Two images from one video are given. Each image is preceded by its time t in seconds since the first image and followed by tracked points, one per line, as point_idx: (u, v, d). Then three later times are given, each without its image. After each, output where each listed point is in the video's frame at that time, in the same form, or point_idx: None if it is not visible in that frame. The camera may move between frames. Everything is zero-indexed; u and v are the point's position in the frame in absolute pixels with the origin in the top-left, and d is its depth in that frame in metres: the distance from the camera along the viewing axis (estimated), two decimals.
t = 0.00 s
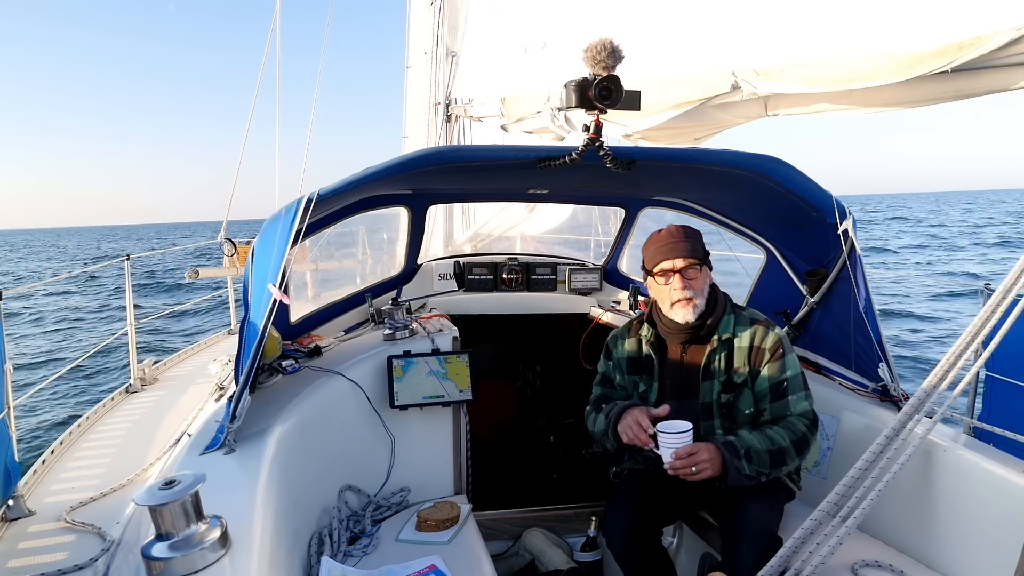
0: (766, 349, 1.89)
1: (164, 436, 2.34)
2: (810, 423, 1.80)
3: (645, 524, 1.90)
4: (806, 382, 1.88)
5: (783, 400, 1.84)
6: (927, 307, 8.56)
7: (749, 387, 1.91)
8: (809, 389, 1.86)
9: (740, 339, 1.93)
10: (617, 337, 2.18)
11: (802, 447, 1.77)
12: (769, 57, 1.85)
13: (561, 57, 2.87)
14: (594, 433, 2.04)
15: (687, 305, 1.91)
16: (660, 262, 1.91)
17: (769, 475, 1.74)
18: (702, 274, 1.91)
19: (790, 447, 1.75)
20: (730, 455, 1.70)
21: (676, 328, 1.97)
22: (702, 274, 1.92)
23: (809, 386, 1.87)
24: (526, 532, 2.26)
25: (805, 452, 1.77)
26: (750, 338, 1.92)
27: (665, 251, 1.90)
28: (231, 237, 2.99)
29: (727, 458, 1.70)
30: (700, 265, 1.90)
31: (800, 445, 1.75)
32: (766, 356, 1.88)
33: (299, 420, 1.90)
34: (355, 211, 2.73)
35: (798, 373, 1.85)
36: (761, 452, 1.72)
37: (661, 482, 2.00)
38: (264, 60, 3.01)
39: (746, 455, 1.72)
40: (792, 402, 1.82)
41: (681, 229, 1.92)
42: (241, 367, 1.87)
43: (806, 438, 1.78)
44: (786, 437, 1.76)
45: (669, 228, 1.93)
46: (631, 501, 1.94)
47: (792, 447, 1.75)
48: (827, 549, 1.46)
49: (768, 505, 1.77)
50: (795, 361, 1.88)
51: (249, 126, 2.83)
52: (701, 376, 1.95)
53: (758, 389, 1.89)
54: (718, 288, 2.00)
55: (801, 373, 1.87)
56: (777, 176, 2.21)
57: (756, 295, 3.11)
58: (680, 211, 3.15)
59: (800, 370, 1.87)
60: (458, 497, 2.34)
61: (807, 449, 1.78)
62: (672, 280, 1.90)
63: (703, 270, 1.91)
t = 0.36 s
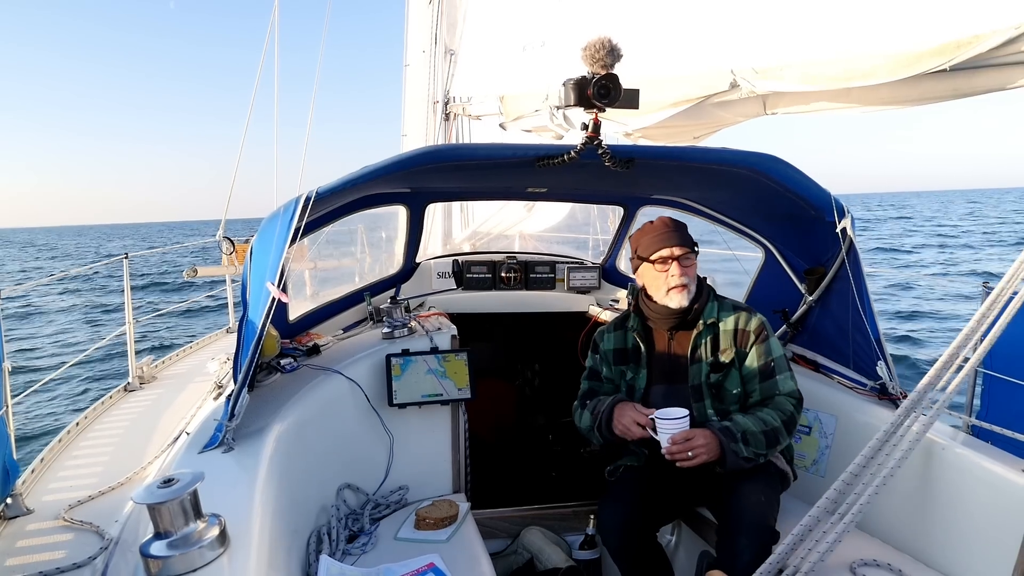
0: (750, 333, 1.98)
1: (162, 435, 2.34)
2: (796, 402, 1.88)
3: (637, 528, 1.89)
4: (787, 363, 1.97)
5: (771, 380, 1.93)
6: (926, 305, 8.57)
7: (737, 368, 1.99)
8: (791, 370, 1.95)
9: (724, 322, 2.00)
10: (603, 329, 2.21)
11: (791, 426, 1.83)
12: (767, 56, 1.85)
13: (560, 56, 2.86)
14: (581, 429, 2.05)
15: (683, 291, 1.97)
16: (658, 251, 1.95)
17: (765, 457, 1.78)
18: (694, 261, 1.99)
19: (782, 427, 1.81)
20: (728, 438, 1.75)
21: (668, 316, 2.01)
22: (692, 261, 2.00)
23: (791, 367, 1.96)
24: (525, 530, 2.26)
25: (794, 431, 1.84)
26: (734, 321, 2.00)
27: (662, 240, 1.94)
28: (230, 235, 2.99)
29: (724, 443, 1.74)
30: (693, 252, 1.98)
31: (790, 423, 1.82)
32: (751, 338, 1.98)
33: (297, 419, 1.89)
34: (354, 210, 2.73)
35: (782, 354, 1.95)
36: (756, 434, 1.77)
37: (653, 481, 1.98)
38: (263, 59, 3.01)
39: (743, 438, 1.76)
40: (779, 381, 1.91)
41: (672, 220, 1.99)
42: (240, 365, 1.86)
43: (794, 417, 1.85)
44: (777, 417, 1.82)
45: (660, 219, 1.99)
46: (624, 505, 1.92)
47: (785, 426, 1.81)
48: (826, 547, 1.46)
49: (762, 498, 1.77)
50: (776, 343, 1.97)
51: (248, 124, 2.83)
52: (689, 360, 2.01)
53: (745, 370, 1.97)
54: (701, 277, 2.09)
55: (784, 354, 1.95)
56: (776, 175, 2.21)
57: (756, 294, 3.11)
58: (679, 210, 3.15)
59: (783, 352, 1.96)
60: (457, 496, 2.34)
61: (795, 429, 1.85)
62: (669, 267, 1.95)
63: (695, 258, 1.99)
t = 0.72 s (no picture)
0: (750, 325, 1.99)
1: (161, 432, 2.34)
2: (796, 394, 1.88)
3: (629, 526, 1.89)
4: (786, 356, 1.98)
5: (771, 370, 1.93)
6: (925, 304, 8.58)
7: (737, 359, 1.99)
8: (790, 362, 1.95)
9: (725, 314, 2.01)
10: (603, 322, 2.22)
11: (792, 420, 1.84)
12: (767, 53, 1.85)
13: (560, 53, 2.86)
14: (582, 420, 2.05)
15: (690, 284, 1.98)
16: (667, 244, 1.96)
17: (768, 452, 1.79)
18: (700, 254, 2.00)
19: (784, 421, 1.81)
20: (732, 437, 1.75)
21: (673, 308, 2.04)
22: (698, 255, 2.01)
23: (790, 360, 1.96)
24: (524, 528, 2.27)
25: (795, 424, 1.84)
26: (735, 313, 2.01)
27: (670, 233, 1.97)
28: (229, 233, 2.99)
29: (729, 442, 1.74)
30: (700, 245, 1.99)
31: (791, 416, 1.83)
32: (752, 330, 1.98)
33: (297, 416, 1.89)
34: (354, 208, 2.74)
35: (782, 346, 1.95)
36: (760, 431, 1.77)
37: (645, 479, 1.99)
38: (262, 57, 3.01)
39: (748, 435, 1.76)
40: (779, 372, 1.91)
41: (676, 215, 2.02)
42: (240, 362, 1.86)
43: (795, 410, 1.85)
44: (778, 412, 1.82)
45: (666, 215, 2.01)
46: (614, 503, 1.93)
47: (786, 421, 1.81)
48: (825, 544, 1.46)
49: (762, 495, 1.77)
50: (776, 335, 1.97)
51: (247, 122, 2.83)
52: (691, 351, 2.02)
53: (746, 361, 1.97)
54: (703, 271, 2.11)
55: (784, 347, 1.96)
56: (775, 172, 2.20)
57: (756, 291, 3.12)
58: (679, 208, 3.15)
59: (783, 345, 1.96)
60: (456, 493, 2.34)
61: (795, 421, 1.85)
62: (676, 259, 1.97)
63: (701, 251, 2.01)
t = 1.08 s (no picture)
0: (755, 327, 2.00)
1: (162, 431, 2.34)
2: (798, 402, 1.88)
3: (623, 523, 1.90)
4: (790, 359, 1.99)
5: (772, 375, 1.93)
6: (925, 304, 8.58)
7: (741, 363, 2.00)
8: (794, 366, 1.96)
9: (730, 318, 2.03)
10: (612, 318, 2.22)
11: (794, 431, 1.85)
12: (768, 53, 1.85)
13: (560, 52, 2.86)
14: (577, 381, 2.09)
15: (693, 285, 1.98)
16: (670, 245, 1.96)
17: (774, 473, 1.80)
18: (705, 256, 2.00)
19: (787, 438, 1.82)
20: (739, 473, 1.76)
21: (679, 308, 2.04)
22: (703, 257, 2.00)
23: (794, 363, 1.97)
24: (524, 527, 2.27)
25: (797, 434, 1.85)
26: (741, 316, 2.02)
27: (674, 235, 1.96)
28: (230, 232, 2.99)
29: (736, 480, 1.76)
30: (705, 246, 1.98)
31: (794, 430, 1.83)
32: (757, 334, 1.99)
33: (297, 416, 1.89)
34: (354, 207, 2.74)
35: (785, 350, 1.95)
36: (766, 457, 1.78)
37: (643, 479, 2.01)
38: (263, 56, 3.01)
39: (755, 465, 1.77)
40: (781, 377, 1.91)
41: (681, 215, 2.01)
42: (240, 362, 1.86)
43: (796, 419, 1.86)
44: (782, 429, 1.83)
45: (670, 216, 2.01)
46: (610, 500, 1.94)
47: (790, 438, 1.82)
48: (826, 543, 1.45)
49: (768, 500, 1.77)
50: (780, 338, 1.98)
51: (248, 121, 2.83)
52: (697, 354, 2.02)
53: (751, 365, 1.98)
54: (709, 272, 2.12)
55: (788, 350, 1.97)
56: (776, 172, 2.20)
57: (756, 291, 3.12)
58: (679, 207, 3.15)
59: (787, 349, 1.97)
60: (456, 493, 2.34)
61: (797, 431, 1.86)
62: (680, 261, 1.96)
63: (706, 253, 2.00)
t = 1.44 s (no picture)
0: (757, 330, 2.00)
1: (163, 432, 2.34)
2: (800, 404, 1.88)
3: (625, 522, 1.90)
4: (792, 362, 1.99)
5: (774, 378, 1.94)
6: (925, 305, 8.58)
7: (743, 365, 2.00)
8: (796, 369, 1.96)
9: (732, 321, 2.03)
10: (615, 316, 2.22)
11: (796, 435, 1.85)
12: (768, 54, 1.85)
13: (560, 53, 2.86)
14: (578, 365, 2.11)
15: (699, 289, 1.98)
16: (675, 250, 1.94)
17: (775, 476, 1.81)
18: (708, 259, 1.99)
19: (789, 441, 1.82)
20: (740, 475, 1.77)
21: (682, 311, 2.04)
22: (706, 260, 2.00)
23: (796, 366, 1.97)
24: (525, 527, 2.27)
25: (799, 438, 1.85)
26: (743, 319, 2.02)
27: (680, 240, 1.93)
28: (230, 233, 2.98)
29: (738, 481, 1.77)
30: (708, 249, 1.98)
31: (795, 433, 1.84)
32: (759, 337, 1.99)
33: (297, 417, 1.89)
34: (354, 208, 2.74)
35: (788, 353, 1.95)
36: (767, 458, 1.78)
37: (646, 479, 2.00)
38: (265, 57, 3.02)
39: (756, 466, 1.77)
40: (783, 381, 1.92)
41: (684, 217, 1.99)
42: (241, 361, 1.87)
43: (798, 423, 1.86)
44: (784, 433, 1.83)
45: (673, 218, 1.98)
46: (613, 501, 1.94)
47: (792, 442, 1.82)
48: (827, 544, 1.44)
49: (771, 501, 1.76)
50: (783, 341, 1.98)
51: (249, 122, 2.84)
52: (699, 356, 2.02)
53: (752, 368, 1.98)
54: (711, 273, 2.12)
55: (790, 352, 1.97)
56: (776, 172, 2.20)
57: (756, 291, 3.12)
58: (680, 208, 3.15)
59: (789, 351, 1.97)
60: (457, 493, 2.35)
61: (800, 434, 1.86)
62: (685, 265, 1.95)
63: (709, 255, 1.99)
